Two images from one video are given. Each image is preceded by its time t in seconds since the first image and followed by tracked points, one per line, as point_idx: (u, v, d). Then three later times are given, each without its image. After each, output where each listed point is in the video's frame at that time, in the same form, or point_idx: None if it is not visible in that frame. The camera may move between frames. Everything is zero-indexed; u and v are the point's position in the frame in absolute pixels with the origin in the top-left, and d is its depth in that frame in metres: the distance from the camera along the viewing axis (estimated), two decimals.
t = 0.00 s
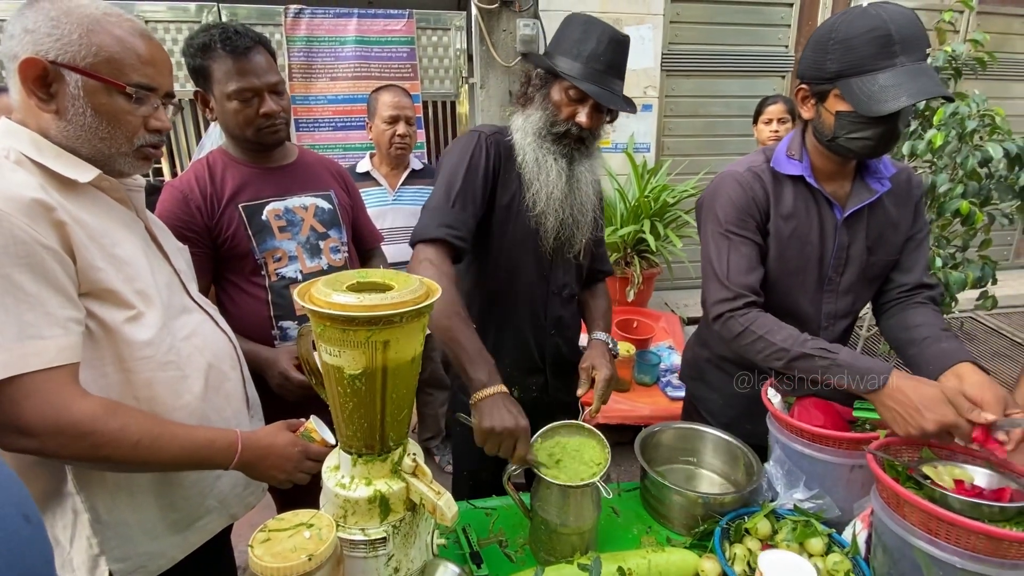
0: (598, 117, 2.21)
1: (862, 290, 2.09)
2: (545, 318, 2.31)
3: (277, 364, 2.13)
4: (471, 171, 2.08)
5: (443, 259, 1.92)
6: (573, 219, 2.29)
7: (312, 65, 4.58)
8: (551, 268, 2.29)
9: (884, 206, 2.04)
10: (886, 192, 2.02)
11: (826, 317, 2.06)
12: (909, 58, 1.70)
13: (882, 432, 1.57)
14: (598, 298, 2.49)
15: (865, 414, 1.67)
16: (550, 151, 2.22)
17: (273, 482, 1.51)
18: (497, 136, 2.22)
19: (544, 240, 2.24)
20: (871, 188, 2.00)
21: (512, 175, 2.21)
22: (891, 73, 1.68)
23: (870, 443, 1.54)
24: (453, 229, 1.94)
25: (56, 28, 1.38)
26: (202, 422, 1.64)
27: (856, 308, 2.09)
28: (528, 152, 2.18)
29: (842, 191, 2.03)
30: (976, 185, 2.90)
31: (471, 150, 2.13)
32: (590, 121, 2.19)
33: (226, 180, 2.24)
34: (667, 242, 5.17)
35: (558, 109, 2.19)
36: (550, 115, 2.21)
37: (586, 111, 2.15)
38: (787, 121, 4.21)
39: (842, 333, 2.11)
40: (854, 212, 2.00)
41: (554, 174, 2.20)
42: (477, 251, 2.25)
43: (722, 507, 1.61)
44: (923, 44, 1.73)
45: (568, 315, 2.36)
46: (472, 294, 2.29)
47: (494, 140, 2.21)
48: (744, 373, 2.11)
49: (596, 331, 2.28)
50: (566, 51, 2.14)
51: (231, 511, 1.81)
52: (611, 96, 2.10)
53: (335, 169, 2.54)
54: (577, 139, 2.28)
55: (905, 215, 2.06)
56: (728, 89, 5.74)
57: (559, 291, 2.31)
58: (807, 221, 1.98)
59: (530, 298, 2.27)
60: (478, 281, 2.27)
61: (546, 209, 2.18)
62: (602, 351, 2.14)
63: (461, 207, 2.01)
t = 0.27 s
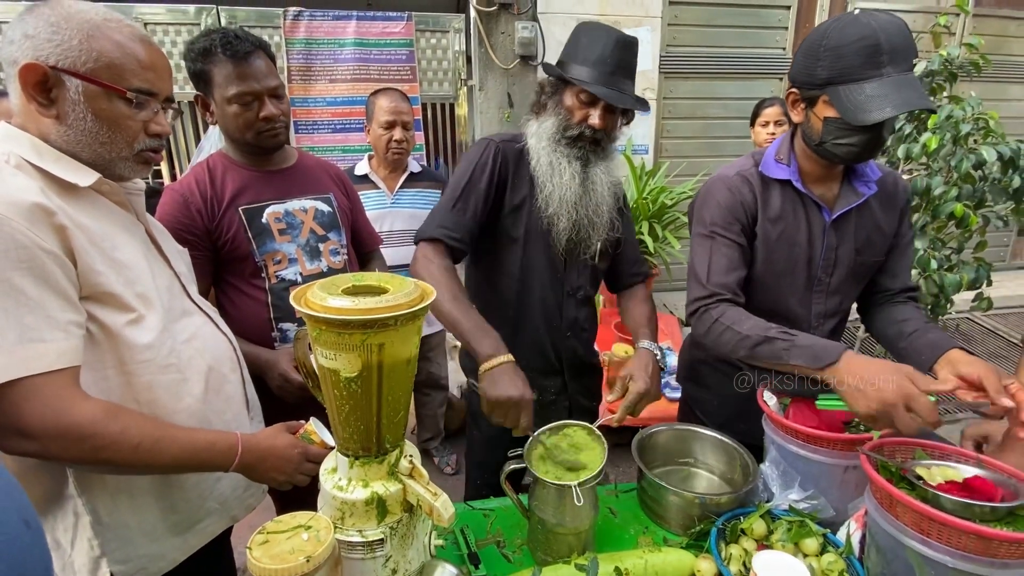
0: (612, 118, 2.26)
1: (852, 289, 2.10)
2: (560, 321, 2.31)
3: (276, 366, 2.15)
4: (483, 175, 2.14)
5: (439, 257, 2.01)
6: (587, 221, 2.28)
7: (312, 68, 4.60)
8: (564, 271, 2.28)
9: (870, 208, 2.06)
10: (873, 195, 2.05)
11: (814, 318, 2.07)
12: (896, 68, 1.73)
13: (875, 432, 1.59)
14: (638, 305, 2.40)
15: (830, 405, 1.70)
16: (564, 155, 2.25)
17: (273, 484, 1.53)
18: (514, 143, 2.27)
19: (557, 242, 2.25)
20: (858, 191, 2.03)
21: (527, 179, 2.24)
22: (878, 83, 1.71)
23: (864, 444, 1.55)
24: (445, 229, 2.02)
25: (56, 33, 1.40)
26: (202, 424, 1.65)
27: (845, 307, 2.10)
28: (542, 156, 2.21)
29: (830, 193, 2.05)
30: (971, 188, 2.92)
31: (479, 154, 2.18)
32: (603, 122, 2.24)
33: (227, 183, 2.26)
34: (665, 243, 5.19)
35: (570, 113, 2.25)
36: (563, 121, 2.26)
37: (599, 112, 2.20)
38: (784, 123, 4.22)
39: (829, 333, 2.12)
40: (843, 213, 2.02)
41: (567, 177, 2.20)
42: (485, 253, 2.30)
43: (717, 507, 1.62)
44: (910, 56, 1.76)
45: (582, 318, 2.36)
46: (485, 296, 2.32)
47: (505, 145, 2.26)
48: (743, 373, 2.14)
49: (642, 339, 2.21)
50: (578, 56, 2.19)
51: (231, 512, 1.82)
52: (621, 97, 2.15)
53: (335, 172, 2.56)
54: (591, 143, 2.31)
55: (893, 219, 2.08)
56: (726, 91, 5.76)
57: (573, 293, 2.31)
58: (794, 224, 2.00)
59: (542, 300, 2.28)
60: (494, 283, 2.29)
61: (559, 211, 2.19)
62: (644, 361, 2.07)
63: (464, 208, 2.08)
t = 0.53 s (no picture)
0: (624, 124, 2.22)
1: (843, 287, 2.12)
2: (567, 325, 2.31)
3: (275, 367, 2.14)
4: (484, 187, 2.19)
5: (444, 272, 2.11)
6: (595, 227, 2.24)
7: (310, 68, 4.60)
8: (570, 276, 2.29)
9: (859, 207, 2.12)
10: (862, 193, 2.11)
11: (816, 315, 2.08)
12: (871, 80, 1.76)
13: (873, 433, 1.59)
14: (625, 304, 2.42)
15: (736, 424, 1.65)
16: (572, 159, 2.23)
17: (271, 487, 1.52)
18: (522, 149, 2.29)
19: (563, 247, 2.25)
20: (847, 190, 2.09)
21: (534, 185, 2.25)
22: (850, 93, 1.76)
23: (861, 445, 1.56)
24: (448, 241, 2.12)
25: (55, 37, 1.40)
26: (199, 427, 1.65)
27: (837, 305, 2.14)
28: (548, 163, 2.22)
29: (821, 193, 2.09)
30: (968, 189, 2.92)
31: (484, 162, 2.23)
32: (614, 126, 2.19)
33: (225, 186, 2.26)
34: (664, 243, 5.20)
35: (581, 116, 2.21)
36: (574, 123, 2.23)
37: (609, 117, 2.15)
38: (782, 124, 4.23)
39: (829, 329, 2.13)
40: (836, 212, 2.06)
41: (572, 182, 2.20)
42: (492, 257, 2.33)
43: (715, 508, 1.63)
44: (893, 64, 1.78)
45: (592, 323, 2.34)
46: (493, 298, 2.36)
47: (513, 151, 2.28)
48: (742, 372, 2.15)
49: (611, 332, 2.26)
50: (593, 58, 2.15)
51: (229, 514, 1.82)
52: (634, 101, 2.11)
53: (333, 174, 2.55)
54: (602, 147, 2.27)
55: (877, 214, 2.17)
56: (725, 92, 5.76)
57: (580, 297, 2.30)
58: (789, 224, 2.02)
59: (549, 304, 2.29)
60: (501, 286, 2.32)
61: (563, 216, 2.20)
62: (615, 351, 2.10)
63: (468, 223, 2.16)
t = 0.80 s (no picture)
0: (643, 135, 2.16)
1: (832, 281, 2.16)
2: (564, 327, 2.30)
3: (270, 368, 2.13)
4: (488, 185, 2.18)
5: (446, 264, 2.18)
6: (599, 233, 2.21)
7: (307, 67, 4.58)
8: (570, 280, 2.27)
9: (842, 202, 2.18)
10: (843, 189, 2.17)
11: (805, 312, 2.08)
12: (836, 84, 1.84)
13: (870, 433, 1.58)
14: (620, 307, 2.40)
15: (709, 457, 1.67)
16: (585, 162, 2.18)
17: (264, 490, 1.51)
18: (534, 149, 2.25)
19: (564, 250, 2.23)
20: (829, 187, 2.13)
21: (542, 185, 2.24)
22: (815, 97, 1.84)
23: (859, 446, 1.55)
24: (448, 236, 2.17)
25: (47, 35, 1.39)
26: (193, 429, 1.63)
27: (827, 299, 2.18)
28: (560, 163, 2.18)
29: (804, 193, 2.12)
30: (966, 188, 2.91)
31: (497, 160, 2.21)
32: (633, 137, 2.14)
33: (221, 186, 2.23)
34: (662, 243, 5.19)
35: (603, 120, 2.15)
36: (594, 125, 2.17)
37: (632, 126, 2.10)
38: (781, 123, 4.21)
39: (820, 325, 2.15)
40: (819, 212, 2.08)
41: (581, 185, 2.15)
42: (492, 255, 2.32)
43: (712, 509, 1.62)
44: (858, 68, 1.85)
45: (589, 326, 2.33)
46: (490, 296, 2.37)
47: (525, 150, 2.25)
48: (743, 372, 2.14)
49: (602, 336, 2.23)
50: (623, 63, 2.09)
51: (224, 517, 1.80)
52: (660, 115, 2.05)
53: (329, 174, 2.54)
54: (617, 153, 2.23)
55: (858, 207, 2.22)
56: (723, 91, 5.76)
57: (578, 301, 2.29)
58: (775, 227, 2.02)
59: (546, 306, 2.27)
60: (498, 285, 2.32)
61: (567, 219, 2.17)
62: (605, 355, 2.09)
63: (471, 222, 2.19)
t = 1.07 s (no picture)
0: (647, 135, 2.17)
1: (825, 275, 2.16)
2: (564, 325, 2.30)
3: (269, 368, 2.11)
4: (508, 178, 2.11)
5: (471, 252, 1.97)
6: (604, 231, 2.22)
7: (305, 67, 4.57)
8: (574, 275, 2.27)
9: (831, 198, 2.20)
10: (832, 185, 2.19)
11: (799, 307, 2.08)
12: (817, 84, 1.85)
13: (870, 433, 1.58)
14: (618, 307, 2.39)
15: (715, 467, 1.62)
16: (590, 161, 2.17)
17: (262, 491, 1.49)
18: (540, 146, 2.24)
19: (569, 247, 2.22)
20: (818, 182, 2.15)
21: (548, 181, 2.22)
22: (798, 99, 1.85)
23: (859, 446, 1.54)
24: (480, 225, 2.00)
25: (45, 35, 1.38)
26: (190, 430, 1.63)
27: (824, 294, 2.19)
28: (567, 159, 2.16)
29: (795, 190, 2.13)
30: (964, 187, 2.91)
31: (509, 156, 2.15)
32: (638, 137, 2.14)
33: (220, 185, 2.22)
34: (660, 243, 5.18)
35: (608, 119, 2.15)
36: (599, 125, 2.16)
37: (635, 126, 2.11)
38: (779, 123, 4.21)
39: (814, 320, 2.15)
40: (811, 209, 2.10)
41: (588, 183, 2.14)
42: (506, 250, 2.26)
43: (711, 510, 1.61)
44: (838, 67, 1.87)
45: (589, 324, 2.34)
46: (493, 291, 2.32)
47: (532, 146, 2.22)
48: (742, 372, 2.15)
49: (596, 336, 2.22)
50: (628, 65, 2.09)
51: (221, 518, 1.79)
52: (663, 116, 2.05)
53: (327, 173, 2.52)
54: (620, 153, 2.23)
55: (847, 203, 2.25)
56: (721, 90, 5.75)
57: (580, 298, 2.29)
58: (770, 225, 2.02)
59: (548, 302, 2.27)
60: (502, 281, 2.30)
61: (574, 216, 2.16)
62: (597, 356, 2.07)
63: (496, 205, 2.07)
